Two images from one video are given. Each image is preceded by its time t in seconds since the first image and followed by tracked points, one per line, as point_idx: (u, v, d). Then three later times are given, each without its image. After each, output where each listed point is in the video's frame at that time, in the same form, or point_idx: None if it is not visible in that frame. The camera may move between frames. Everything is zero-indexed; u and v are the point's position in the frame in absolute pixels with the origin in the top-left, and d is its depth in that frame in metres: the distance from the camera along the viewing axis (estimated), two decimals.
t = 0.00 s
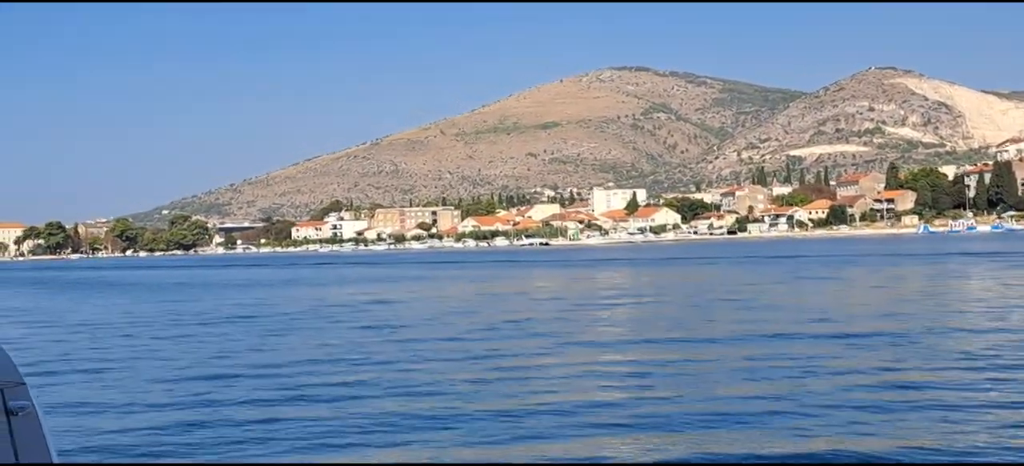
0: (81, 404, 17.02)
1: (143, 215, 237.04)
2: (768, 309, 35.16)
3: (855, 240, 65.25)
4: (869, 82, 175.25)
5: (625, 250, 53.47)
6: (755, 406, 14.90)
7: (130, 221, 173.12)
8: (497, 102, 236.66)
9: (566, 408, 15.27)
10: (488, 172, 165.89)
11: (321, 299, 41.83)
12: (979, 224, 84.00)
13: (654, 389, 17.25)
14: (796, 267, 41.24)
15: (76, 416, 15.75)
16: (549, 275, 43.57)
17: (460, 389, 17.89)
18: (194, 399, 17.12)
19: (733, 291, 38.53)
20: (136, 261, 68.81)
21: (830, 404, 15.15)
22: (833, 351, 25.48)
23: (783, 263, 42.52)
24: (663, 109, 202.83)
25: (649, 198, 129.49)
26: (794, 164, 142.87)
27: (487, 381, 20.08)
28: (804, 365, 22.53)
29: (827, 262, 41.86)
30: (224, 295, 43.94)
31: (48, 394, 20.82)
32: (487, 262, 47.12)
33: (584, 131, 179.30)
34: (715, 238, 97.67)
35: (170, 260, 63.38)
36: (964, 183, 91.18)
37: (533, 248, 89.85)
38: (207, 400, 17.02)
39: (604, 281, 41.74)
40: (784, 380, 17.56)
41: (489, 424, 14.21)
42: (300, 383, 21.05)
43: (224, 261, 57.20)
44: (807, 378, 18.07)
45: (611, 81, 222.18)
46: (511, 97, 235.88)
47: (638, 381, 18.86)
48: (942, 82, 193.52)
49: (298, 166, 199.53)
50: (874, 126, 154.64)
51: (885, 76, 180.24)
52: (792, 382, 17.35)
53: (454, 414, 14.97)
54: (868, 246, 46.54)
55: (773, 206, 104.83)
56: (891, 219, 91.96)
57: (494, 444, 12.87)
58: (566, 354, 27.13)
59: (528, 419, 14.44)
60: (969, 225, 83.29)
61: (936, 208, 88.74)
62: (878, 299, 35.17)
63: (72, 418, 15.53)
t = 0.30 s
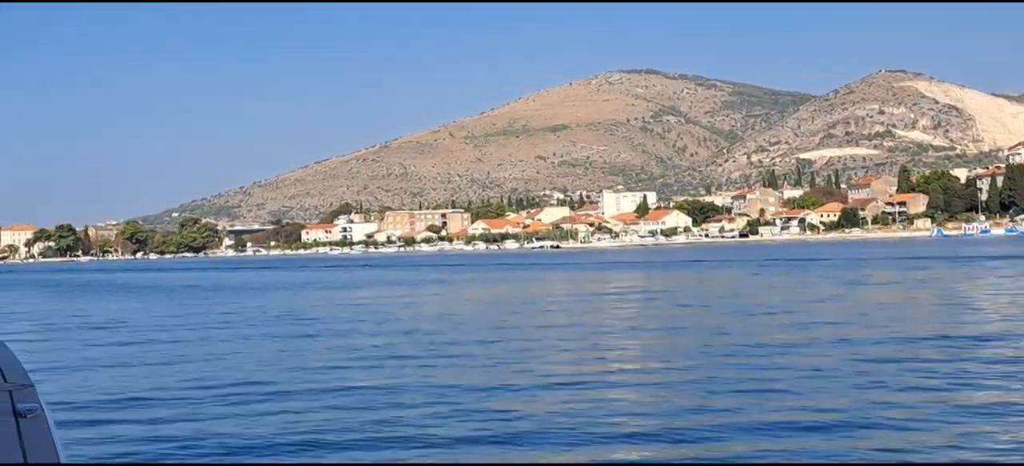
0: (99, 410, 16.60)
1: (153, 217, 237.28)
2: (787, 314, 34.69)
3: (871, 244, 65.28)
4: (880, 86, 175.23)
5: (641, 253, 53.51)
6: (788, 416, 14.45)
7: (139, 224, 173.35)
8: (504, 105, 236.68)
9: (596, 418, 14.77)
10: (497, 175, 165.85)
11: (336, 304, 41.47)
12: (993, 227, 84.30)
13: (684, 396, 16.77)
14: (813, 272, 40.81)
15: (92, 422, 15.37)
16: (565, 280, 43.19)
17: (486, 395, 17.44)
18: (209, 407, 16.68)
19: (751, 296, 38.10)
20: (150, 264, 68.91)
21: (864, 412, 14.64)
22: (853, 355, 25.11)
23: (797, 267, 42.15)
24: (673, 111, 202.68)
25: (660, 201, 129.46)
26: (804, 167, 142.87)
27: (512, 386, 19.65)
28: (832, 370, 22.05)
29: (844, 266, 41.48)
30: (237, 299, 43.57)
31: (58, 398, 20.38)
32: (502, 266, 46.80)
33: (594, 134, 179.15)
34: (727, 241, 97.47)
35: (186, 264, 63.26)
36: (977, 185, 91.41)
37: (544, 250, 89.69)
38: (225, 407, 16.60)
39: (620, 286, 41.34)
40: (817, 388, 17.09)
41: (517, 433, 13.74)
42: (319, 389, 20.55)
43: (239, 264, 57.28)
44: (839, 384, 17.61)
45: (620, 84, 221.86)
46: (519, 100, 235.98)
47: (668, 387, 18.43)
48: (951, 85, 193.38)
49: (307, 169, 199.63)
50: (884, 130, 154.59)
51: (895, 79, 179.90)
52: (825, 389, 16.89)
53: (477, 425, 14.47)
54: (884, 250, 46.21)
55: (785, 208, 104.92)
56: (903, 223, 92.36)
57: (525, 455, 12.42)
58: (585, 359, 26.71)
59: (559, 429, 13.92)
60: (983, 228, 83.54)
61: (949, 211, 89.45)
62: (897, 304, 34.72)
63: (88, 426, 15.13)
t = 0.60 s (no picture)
0: (111, 414, 16.48)
1: (162, 221, 237.58)
2: (800, 319, 34.51)
3: (886, 248, 65.07)
4: (890, 89, 174.86)
5: (656, 257, 53.36)
6: (798, 416, 14.72)
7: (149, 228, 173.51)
8: (514, 109, 236.57)
9: (609, 418, 15.06)
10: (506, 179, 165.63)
11: (346, 308, 41.39)
12: (1005, 231, 84.09)
13: (702, 400, 16.63)
14: (826, 277, 40.68)
15: (104, 426, 15.25)
16: (578, 284, 43.09)
17: (500, 399, 17.31)
18: (221, 410, 16.57)
19: (764, 300, 37.95)
20: (163, 267, 68.79)
21: (883, 418, 14.46)
22: (870, 360, 24.93)
23: (810, 272, 42.00)
24: (682, 115, 202.37)
25: (670, 206, 129.27)
26: (814, 172, 142.57)
27: (527, 389, 19.51)
28: (850, 375, 21.89)
29: (858, 271, 41.30)
30: (247, 303, 43.52)
31: (69, 402, 20.28)
32: (515, 270, 46.71)
33: (603, 138, 178.97)
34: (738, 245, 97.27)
35: (200, 267, 63.33)
36: (988, 189, 92.00)
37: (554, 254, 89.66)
38: (236, 410, 16.48)
39: (632, 291, 41.23)
40: (835, 393, 16.92)
41: (533, 438, 13.59)
42: (331, 392, 20.44)
43: (251, 267, 57.20)
44: (858, 389, 17.44)
45: (629, 88, 221.68)
46: (528, 104, 235.89)
47: (685, 391, 18.28)
48: (961, 89, 192.96)
49: (316, 173, 199.55)
50: (894, 134, 154.17)
51: (905, 83, 179.61)
52: (843, 394, 16.73)
53: (491, 429, 14.33)
54: (899, 253, 46.02)
55: (796, 213, 104.82)
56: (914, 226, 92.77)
57: (541, 461, 12.25)
58: (598, 363, 26.60)
59: (574, 434, 13.79)
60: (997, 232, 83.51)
61: (961, 215, 89.54)
62: (911, 310, 34.53)
63: (100, 430, 15.01)
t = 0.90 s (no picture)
0: (128, 418, 16.52)
1: (182, 223, 238.69)
2: (816, 325, 34.38)
3: (909, 253, 64.95)
4: (911, 93, 174.27)
5: (679, 260, 53.42)
6: (807, 419, 14.96)
7: (169, 230, 174.42)
8: (533, 112, 236.56)
9: (621, 419, 15.33)
10: (525, 183, 165.63)
11: (364, 312, 41.43)
12: None
13: (719, 407, 16.49)
14: (844, 283, 40.55)
15: (120, 430, 15.31)
16: (596, 289, 43.05)
17: (513, 404, 17.24)
18: (239, 415, 16.59)
19: (781, 307, 37.80)
20: (188, 270, 69.23)
21: (889, 421, 14.71)
22: (889, 366, 24.69)
23: (831, 277, 41.80)
24: (703, 119, 201.89)
25: (690, 209, 129.10)
26: (834, 176, 142.16)
27: (545, 391, 19.42)
28: (868, 379, 21.70)
29: (879, 278, 41.09)
30: (265, 306, 43.64)
31: (85, 404, 20.36)
32: (534, 274, 46.67)
33: (623, 141, 178.53)
34: (760, 250, 97.00)
35: (227, 270, 63.55)
36: (1012, 194, 91.54)
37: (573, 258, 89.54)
38: (252, 415, 16.50)
39: (649, 296, 41.17)
40: (853, 402, 16.74)
41: (547, 445, 13.49)
42: (351, 394, 20.73)
43: (274, 270, 57.51)
44: (877, 396, 17.29)
45: (650, 91, 221.23)
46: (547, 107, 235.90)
47: (701, 394, 18.16)
48: (981, 93, 192.25)
49: (335, 177, 200.04)
50: (915, 138, 153.54)
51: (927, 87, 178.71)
52: (852, 398, 16.90)
53: (503, 429, 14.58)
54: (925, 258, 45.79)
55: (817, 217, 104.67)
56: (937, 231, 90.68)
57: (553, 459, 12.54)
58: (614, 366, 26.54)
59: (585, 434, 14.09)
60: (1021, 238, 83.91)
61: (984, 220, 89.58)
62: (930, 317, 34.30)
63: (117, 435, 15.10)
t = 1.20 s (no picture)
0: (141, 428, 15.82)
1: (197, 227, 239.21)
2: (840, 332, 33.80)
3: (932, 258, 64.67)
4: (928, 98, 173.84)
5: (700, 266, 53.23)
6: (837, 429, 14.63)
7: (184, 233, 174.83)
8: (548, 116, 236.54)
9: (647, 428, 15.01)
10: (540, 187, 165.62)
11: (379, 318, 40.97)
12: None
13: (758, 417, 15.79)
14: (868, 291, 39.99)
15: (134, 443, 14.58)
16: (616, 295, 42.61)
17: (543, 413, 16.54)
18: (256, 425, 15.87)
19: (803, 315, 37.25)
20: (207, 274, 69.23)
21: (922, 432, 14.38)
22: (923, 376, 24.00)
23: (854, 285, 41.26)
24: (717, 123, 201.56)
25: (706, 214, 129.01)
26: (850, 181, 142.00)
27: (573, 399, 18.73)
28: (903, 389, 21.01)
29: (904, 285, 40.52)
30: (281, 312, 43.19)
31: (96, 411, 19.72)
32: (553, 281, 46.22)
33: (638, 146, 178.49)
34: (777, 255, 96.95)
35: (244, 274, 63.37)
36: None
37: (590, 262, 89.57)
38: (271, 425, 15.78)
39: (673, 303, 40.56)
40: (897, 415, 16.02)
41: (588, 461, 12.68)
42: (370, 400, 20.44)
43: (292, 274, 57.38)
44: (922, 408, 16.56)
45: (664, 95, 221.03)
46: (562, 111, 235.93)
47: (737, 405, 17.43)
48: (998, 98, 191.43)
49: (348, 180, 200.31)
50: (931, 143, 153.02)
51: (943, 92, 178.40)
52: (880, 408, 16.60)
53: (525, 438, 14.26)
54: (950, 265, 45.20)
55: (834, 222, 104.42)
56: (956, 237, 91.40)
57: None
58: (638, 374, 25.91)
59: (612, 443, 13.75)
60: None
61: (1002, 225, 89.18)
62: (958, 325, 33.69)
63: (133, 448, 14.22)
